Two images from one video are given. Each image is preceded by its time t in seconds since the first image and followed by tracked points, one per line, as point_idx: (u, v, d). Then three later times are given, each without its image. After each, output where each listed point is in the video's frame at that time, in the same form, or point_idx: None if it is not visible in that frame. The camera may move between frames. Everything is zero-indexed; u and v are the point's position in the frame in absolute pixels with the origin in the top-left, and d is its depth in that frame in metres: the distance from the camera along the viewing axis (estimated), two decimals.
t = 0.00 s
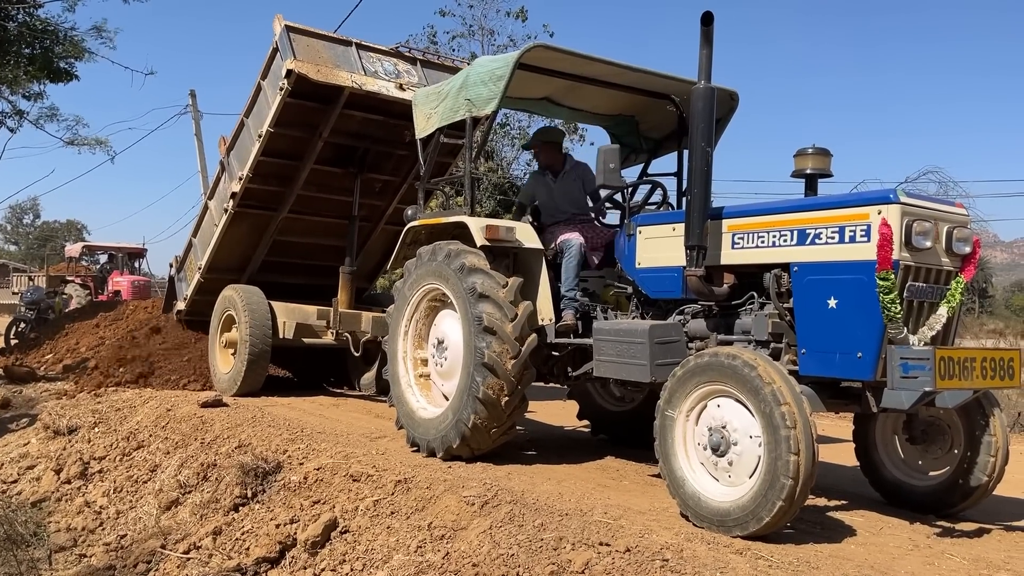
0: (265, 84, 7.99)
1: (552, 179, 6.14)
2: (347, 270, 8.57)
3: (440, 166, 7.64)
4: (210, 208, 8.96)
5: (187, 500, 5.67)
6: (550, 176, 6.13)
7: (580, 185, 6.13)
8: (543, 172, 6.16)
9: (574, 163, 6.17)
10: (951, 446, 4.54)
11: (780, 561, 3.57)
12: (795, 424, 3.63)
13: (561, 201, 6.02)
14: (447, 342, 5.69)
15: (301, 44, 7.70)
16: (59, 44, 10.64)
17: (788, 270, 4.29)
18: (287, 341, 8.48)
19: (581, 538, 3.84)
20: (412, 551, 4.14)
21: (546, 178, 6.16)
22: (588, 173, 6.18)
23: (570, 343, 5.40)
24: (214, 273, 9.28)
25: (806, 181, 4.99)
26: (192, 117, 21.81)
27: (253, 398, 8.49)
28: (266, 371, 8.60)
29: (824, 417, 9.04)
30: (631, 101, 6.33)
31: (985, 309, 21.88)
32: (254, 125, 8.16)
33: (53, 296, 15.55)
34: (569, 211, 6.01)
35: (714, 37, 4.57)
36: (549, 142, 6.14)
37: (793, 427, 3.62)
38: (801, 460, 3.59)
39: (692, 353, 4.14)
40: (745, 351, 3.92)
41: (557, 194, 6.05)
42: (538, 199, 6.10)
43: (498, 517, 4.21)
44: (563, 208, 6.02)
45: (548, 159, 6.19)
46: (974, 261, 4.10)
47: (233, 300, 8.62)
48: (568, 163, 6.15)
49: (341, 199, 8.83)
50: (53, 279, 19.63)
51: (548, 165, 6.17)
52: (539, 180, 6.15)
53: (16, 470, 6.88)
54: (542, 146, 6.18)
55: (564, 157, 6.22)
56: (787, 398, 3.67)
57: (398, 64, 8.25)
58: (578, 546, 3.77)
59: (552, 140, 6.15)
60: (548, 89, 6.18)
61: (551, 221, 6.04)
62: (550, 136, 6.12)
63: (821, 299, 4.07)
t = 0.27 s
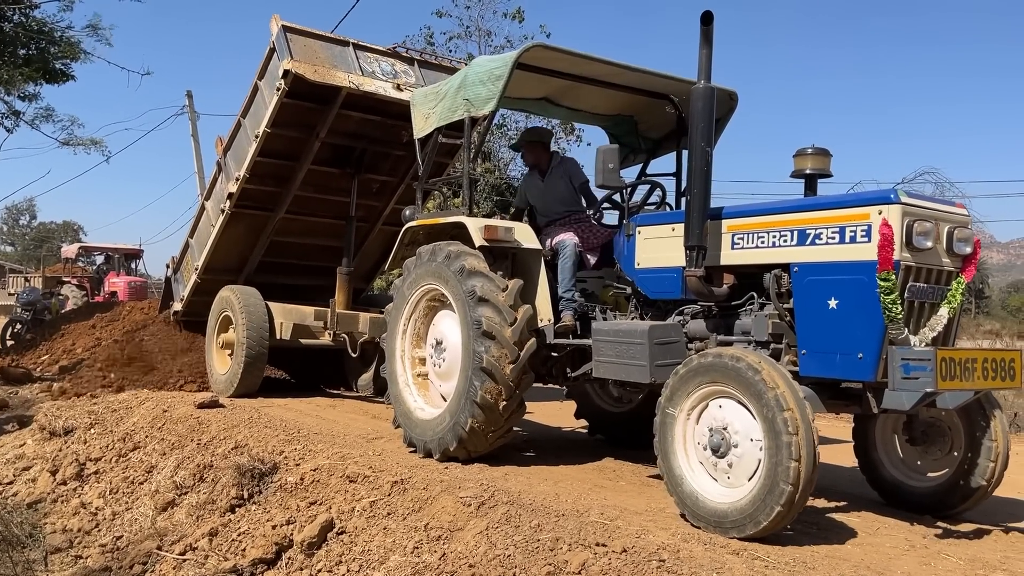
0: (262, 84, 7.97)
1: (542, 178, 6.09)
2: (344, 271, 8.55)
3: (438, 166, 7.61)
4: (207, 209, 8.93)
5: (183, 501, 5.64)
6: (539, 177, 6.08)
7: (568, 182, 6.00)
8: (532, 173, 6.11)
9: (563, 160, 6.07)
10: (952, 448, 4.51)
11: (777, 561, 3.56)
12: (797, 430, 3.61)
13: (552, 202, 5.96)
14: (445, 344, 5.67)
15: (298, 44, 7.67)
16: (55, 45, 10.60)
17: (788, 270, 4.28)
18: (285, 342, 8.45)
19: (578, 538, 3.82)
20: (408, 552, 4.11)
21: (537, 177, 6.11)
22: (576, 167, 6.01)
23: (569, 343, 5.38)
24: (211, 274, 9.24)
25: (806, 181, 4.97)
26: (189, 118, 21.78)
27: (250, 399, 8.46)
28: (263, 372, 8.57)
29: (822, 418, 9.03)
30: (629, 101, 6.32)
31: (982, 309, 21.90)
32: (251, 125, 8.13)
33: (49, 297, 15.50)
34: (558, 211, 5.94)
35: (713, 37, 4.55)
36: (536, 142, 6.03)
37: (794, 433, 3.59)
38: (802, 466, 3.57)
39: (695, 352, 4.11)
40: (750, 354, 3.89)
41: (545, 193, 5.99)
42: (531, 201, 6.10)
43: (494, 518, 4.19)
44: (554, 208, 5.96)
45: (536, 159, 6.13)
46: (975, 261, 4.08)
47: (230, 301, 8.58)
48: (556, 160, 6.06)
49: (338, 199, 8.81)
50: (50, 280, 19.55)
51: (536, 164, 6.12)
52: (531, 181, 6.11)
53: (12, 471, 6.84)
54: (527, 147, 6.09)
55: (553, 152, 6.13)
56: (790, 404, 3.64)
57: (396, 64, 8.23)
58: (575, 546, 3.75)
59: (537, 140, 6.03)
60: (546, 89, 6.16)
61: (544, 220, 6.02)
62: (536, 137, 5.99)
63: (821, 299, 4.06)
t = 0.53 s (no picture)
0: (260, 84, 7.94)
1: (543, 178, 6.05)
2: (343, 272, 8.52)
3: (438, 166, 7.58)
4: (205, 209, 8.89)
5: (179, 502, 5.60)
6: (540, 177, 6.04)
7: (568, 183, 5.95)
8: (532, 172, 6.08)
9: (563, 160, 6.03)
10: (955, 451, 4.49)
11: (773, 561, 3.54)
12: (802, 441, 3.57)
13: (552, 202, 5.93)
14: (446, 346, 5.64)
15: (296, 44, 7.64)
16: (52, 46, 10.56)
17: (791, 271, 4.25)
18: (282, 343, 8.41)
19: (575, 539, 3.79)
20: (405, 553, 4.08)
21: (538, 177, 6.07)
22: (577, 168, 5.96)
23: (569, 345, 5.35)
24: (209, 275, 9.20)
25: (807, 181, 4.95)
26: (185, 119, 21.75)
27: (248, 400, 8.41)
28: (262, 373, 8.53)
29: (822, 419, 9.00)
30: (629, 101, 6.29)
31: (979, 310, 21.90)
32: (248, 125, 8.10)
33: (45, 298, 15.44)
34: (559, 211, 5.90)
35: (715, 36, 4.52)
36: (536, 142, 6.00)
37: (800, 444, 3.55)
38: (805, 477, 3.54)
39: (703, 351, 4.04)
40: (760, 358, 3.82)
41: (544, 194, 5.97)
42: (532, 201, 6.08)
43: (491, 519, 4.16)
44: (555, 208, 5.93)
45: (536, 159, 6.10)
46: (980, 261, 4.05)
47: (227, 301, 8.53)
48: (557, 160, 6.02)
49: (336, 199, 8.77)
50: (45, 281, 19.47)
51: (536, 165, 6.09)
52: (532, 181, 6.08)
53: (7, 472, 6.79)
54: (528, 146, 6.07)
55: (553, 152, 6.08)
56: (798, 414, 3.59)
57: (395, 64, 8.20)
58: (571, 547, 3.72)
59: (538, 140, 6.00)
60: (546, 88, 6.13)
61: (544, 220, 6.00)
62: (538, 136, 5.97)
63: (825, 300, 4.03)
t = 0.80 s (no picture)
0: (259, 83, 7.89)
1: (546, 178, 6.01)
2: (343, 273, 8.48)
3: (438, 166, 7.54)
4: (203, 209, 8.84)
5: (176, 504, 5.55)
6: (543, 176, 6.00)
7: (572, 183, 5.90)
8: (535, 172, 6.04)
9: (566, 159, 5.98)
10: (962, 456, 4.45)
11: (769, 561, 3.52)
12: (812, 458, 3.51)
13: (554, 202, 5.89)
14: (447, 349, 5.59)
15: (296, 43, 7.60)
16: (48, 47, 10.44)
17: (797, 271, 4.22)
18: (281, 344, 8.36)
19: (571, 540, 3.76)
20: (401, 554, 4.04)
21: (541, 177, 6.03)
22: (580, 167, 5.89)
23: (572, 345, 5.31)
24: (207, 275, 9.14)
25: (812, 180, 4.91)
26: (182, 120, 21.69)
27: (246, 402, 8.36)
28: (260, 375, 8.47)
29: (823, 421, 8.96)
30: (631, 100, 6.26)
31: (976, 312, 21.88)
32: (248, 125, 8.06)
33: (41, 299, 15.38)
34: (561, 211, 5.87)
35: (720, 35, 4.48)
36: (540, 141, 5.98)
37: (808, 462, 3.50)
38: (809, 494, 3.50)
39: (719, 351, 3.96)
40: (777, 367, 3.73)
41: (548, 195, 5.93)
42: (534, 201, 6.04)
43: (488, 519, 4.12)
44: (557, 208, 5.89)
45: (538, 158, 6.06)
46: (988, 262, 4.02)
47: (226, 303, 8.47)
48: (560, 159, 5.96)
49: (336, 199, 8.72)
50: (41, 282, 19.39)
51: (539, 164, 6.05)
52: (534, 181, 6.04)
53: (2, 473, 6.74)
54: (530, 144, 6.03)
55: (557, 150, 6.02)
56: (810, 432, 3.53)
57: (394, 64, 8.15)
58: (568, 548, 3.69)
59: (542, 139, 5.98)
60: (549, 88, 6.09)
61: (546, 220, 5.96)
62: (541, 135, 5.95)
63: (832, 300, 4.00)
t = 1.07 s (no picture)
0: (259, 82, 7.85)
1: (550, 177, 5.96)
2: (343, 273, 8.42)
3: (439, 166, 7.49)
4: (202, 210, 8.78)
5: (172, 505, 5.49)
6: (546, 175, 5.95)
7: (575, 182, 5.83)
8: (538, 170, 6.00)
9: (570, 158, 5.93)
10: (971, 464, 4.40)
11: (765, 561, 3.53)
12: (823, 480, 3.45)
13: (557, 201, 5.83)
14: (450, 351, 5.53)
15: (295, 43, 7.55)
16: (43, 47, 10.41)
17: (805, 271, 4.18)
18: (280, 345, 8.32)
19: (567, 540, 3.73)
20: (398, 555, 4.00)
21: (544, 176, 5.98)
22: (583, 166, 5.83)
23: (576, 347, 5.26)
24: (205, 276, 9.08)
25: (819, 180, 4.87)
26: (179, 122, 21.63)
27: (244, 404, 8.30)
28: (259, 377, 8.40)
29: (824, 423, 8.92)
30: (633, 100, 6.22)
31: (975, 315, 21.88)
32: (248, 125, 8.01)
33: (36, 300, 15.30)
34: (564, 211, 5.81)
35: (727, 32, 4.42)
36: (544, 138, 5.93)
37: (818, 483, 3.45)
38: (814, 513, 3.47)
39: (741, 352, 3.85)
40: (799, 380, 3.63)
41: (550, 194, 5.87)
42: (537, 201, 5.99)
43: (484, 521, 4.08)
44: (560, 207, 5.83)
45: (542, 156, 6.02)
46: (998, 262, 3.99)
47: (225, 304, 8.41)
48: (564, 158, 5.91)
49: (336, 199, 8.66)
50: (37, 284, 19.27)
51: (542, 162, 6.00)
52: (537, 180, 6.00)
53: None
54: (534, 143, 5.98)
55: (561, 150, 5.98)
56: (825, 453, 3.46)
57: (395, 63, 8.09)
58: (564, 548, 3.66)
59: (546, 137, 5.94)
60: (552, 87, 6.04)
61: (549, 220, 5.90)
62: (546, 133, 5.91)
63: (842, 300, 3.95)
